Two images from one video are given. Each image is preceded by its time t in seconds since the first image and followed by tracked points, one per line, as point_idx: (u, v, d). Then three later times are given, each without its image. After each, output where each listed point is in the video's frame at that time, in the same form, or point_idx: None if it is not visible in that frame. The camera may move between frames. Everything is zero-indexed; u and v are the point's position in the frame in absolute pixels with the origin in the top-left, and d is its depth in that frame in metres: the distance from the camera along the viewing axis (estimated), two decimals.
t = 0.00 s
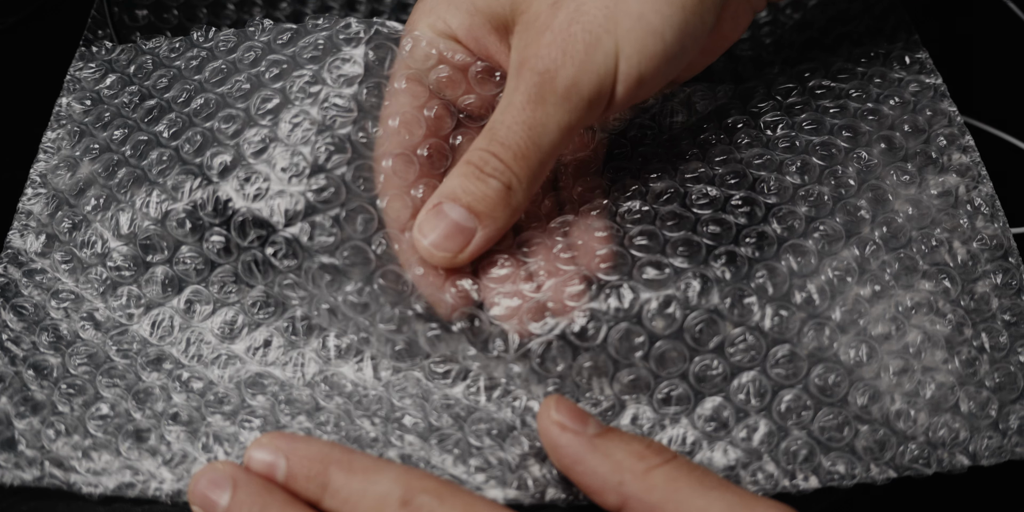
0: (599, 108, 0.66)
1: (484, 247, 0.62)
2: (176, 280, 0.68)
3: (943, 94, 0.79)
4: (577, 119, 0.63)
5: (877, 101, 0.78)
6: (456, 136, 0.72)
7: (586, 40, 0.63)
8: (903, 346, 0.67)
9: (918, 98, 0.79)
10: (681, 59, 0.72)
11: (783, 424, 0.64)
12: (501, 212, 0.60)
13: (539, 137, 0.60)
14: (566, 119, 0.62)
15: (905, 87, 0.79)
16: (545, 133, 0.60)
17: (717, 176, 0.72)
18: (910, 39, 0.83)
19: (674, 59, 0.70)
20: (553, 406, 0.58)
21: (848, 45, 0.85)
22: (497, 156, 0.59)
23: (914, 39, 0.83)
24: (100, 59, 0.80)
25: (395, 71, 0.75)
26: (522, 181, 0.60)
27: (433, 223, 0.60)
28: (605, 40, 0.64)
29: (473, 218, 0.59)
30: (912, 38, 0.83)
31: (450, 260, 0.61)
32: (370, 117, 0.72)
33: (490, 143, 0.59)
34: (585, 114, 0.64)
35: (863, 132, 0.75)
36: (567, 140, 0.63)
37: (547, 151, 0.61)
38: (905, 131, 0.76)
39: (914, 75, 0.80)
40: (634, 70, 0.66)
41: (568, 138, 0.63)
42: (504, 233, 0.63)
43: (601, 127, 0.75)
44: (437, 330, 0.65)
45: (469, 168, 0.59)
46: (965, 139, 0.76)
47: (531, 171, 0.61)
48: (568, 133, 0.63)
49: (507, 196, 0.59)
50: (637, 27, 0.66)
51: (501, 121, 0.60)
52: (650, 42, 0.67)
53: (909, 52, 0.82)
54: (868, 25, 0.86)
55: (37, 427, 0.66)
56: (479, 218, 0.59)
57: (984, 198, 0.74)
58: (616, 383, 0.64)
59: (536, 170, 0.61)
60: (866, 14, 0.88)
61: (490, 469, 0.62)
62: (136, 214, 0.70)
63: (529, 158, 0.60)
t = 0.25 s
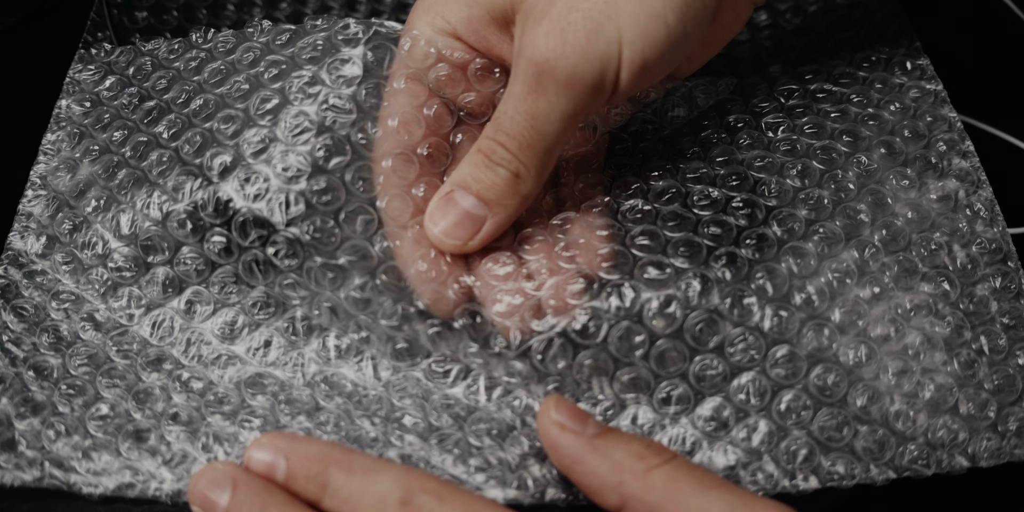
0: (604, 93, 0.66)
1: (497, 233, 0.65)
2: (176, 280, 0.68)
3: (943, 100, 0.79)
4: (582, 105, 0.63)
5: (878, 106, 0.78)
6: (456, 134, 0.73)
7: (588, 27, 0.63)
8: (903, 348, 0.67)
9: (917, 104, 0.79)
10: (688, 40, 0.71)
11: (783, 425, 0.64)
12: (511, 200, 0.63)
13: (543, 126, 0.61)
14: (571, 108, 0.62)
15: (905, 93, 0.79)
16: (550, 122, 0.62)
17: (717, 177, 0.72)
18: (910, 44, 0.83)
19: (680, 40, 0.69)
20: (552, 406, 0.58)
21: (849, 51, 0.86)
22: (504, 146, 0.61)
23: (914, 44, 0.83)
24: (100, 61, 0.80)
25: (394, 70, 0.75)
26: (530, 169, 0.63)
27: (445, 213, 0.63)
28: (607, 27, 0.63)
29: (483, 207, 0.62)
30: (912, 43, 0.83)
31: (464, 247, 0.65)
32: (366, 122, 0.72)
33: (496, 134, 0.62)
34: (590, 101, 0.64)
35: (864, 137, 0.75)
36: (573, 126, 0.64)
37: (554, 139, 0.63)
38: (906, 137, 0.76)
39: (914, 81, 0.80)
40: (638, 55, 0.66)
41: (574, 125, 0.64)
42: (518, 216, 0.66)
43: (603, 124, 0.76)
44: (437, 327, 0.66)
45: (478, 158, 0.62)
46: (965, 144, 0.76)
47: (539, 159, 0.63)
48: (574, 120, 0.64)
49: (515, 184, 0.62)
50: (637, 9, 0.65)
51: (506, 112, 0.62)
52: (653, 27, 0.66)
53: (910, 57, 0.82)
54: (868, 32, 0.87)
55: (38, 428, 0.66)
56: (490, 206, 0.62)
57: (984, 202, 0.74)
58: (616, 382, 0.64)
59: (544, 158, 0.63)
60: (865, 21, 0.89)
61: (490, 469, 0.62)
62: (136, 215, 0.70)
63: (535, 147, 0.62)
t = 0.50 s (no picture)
0: (620, 79, 0.66)
1: (518, 221, 0.66)
2: (174, 276, 0.68)
3: (943, 108, 0.79)
4: (598, 92, 0.63)
5: (880, 113, 0.78)
6: (462, 130, 0.73)
7: (601, 14, 0.63)
8: (903, 352, 0.67)
9: (918, 112, 0.79)
10: (702, 27, 0.70)
11: (782, 427, 0.64)
12: (531, 188, 0.63)
13: (561, 114, 0.61)
14: (587, 94, 0.62)
15: (908, 100, 0.79)
16: (568, 109, 0.62)
17: (721, 176, 0.72)
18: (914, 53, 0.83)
19: (694, 27, 0.69)
20: (553, 407, 0.58)
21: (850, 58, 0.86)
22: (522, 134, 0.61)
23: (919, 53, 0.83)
24: (101, 55, 0.79)
25: (399, 66, 0.74)
26: (550, 156, 0.63)
27: (466, 203, 0.64)
28: (621, 13, 0.63)
29: (504, 195, 0.63)
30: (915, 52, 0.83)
31: (485, 236, 0.65)
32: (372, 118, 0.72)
33: (513, 123, 0.62)
34: (606, 87, 0.64)
35: (865, 144, 0.75)
36: (589, 111, 0.64)
37: (572, 125, 0.63)
38: (907, 145, 0.76)
39: (916, 89, 0.80)
40: (653, 40, 0.65)
41: (590, 111, 0.64)
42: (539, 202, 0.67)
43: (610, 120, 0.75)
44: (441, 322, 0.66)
45: (498, 146, 0.63)
46: (965, 153, 0.76)
47: (558, 146, 0.63)
48: (591, 106, 0.64)
49: (535, 171, 0.63)
50: None
51: (522, 101, 0.62)
52: (666, 13, 0.65)
53: (914, 65, 0.82)
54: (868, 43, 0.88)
55: (37, 424, 0.66)
56: (511, 194, 0.63)
57: (983, 211, 0.74)
58: (616, 383, 0.64)
59: (563, 144, 0.63)
60: (866, 28, 0.89)
61: (491, 469, 0.63)
62: (137, 210, 0.70)
63: (553, 134, 0.62)
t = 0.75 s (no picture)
0: (634, 71, 0.65)
1: (539, 215, 0.67)
2: (173, 272, 0.68)
3: (943, 110, 0.79)
4: (613, 84, 0.63)
5: (881, 113, 0.78)
6: (465, 128, 0.73)
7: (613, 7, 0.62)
8: (903, 353, 0.67)
9: (919, 112, 0.79)
10: (712, 17, 0.70)
11: (782, 427, 0.64)
12: (551, 182, 0.65)
13: (576, 109, 0.61)
14: (602, 88, 0.62)
15: (908, 101, 0.79)
16: (584, 103, 0.61)
17: (722, 177, 0.72)
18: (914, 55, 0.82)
19: (704, 17, 0.68)
20: (553, 406, 0.58)
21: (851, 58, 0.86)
22: (538, 131, 0.62)
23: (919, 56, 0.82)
24: (102, 51, 0.79)
25: (405, 62, 0.75)
26: (568, 151, 0.64)
27: (486, 200, 0.65)
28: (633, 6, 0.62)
29: (525, 191, 0.65)
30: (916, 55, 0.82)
31: (507, 232, 0.67)
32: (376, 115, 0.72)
33: (529, 120, 0.62)
34: (620, 80, 0.64)
35: (866, 145, 0.75)
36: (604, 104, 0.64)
37: (588, 119, 0.63)
38: (907, 146, 0.76)
39: (918, 91, 0.80)
40: (665, 32, 0.65)
41: (605, 103, 0.64)
42: (561, 194, 0.68)
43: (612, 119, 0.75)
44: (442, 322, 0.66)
45: (516, 144, 0.64)
46: (965, 155, 0.76)
47: (575, 141, 0.63)
48: (606, 99, 0.63)
49: (555, 166, 0.64)
50: None
51: (536, 97, 0.62)
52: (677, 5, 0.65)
53: (915, 67, 0.81)
54: (869, 43, 0.87)
55: (36, 421, 0.65)
56: (531, 189, 0.65)
57: (983, 213, 0.74)
58: (616, 384, 0.64)
59: (580, 138, 0.64)
60: (866, 29, 0.89)
61: (491, 469, 0.63)
62: (138, 206, 0.70)
63: (570, 129, 0.62)
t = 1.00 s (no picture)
0: (647, 64, 0.65)
1: (567, 217, 0.67)
2: (170, 268, 0.67)
3: (944, 112, 0.79)
4: (628, 78, 0.63)
5: (882, 114, 0.78)
6: (468, 126, 0.74)
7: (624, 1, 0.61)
8: (902, 354, 0.67)
9: (919, 114, 0.79)
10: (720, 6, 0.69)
11: (781, 428, 0.64)
12: (575, 182, 0.65)
13: (595, 105, 0.61)
14: (618, 83, 0.62)
15: (908, 102, 0.79)
16: (601, 100, 0.62)
17: (723, 178, 0.71)
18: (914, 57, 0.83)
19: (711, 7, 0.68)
20: (553, 406, 0.58)
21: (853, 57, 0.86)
22: (558, 133, 0.62)
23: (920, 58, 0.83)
24: (104, 47, 0.79)
25: (409, 58, 0.75)
26: (591, 149, 0.64)
27: (511, 206, 0.65)
28: None
29: (550, 194, 0.65)
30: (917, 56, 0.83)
31: (538, 237, 0.67)
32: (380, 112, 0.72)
33: (548, 123, 0.63)
34: (635, 74, 0.64)
35: (867, 145, 0.75)
36: (620, 98, 0.63)
37: (606, 115, 0.63)
38: (907, 148, 0.76)
39: (918, 92, 0.80)
40: (675, 22, 0.64)
41: (622, 98, 0.64)
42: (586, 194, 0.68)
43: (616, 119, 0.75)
44: (443, 321, 0.66)
45: (538, 148, 0.64)
46: (965, 158, 0.76)
47: (597, 139, 0.64)
48: (621, 93, 0.63)
49: (578, 166, 0.64)
50: None
51: (552, 98, 0.62)
52: None
53: (915, 69, 0.82)
54: (870, 42, 0.87)
55: (37, 420, 0.66)
56: (555, 192, 0.65)
57: (983, 216, 0.74)
58: (616, 384, 0.64)
59: (600, 135, 0.64)
60: (868, 28, 0.89)
61: (491, 469, 0.63)
62: (138, 203, 0.70)
63: (590, 127, 0.62)
